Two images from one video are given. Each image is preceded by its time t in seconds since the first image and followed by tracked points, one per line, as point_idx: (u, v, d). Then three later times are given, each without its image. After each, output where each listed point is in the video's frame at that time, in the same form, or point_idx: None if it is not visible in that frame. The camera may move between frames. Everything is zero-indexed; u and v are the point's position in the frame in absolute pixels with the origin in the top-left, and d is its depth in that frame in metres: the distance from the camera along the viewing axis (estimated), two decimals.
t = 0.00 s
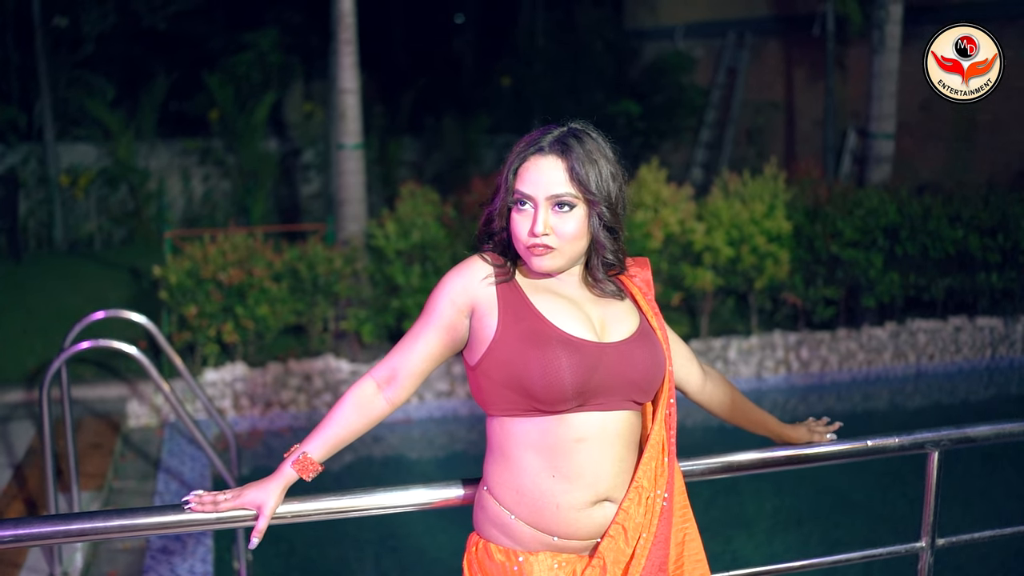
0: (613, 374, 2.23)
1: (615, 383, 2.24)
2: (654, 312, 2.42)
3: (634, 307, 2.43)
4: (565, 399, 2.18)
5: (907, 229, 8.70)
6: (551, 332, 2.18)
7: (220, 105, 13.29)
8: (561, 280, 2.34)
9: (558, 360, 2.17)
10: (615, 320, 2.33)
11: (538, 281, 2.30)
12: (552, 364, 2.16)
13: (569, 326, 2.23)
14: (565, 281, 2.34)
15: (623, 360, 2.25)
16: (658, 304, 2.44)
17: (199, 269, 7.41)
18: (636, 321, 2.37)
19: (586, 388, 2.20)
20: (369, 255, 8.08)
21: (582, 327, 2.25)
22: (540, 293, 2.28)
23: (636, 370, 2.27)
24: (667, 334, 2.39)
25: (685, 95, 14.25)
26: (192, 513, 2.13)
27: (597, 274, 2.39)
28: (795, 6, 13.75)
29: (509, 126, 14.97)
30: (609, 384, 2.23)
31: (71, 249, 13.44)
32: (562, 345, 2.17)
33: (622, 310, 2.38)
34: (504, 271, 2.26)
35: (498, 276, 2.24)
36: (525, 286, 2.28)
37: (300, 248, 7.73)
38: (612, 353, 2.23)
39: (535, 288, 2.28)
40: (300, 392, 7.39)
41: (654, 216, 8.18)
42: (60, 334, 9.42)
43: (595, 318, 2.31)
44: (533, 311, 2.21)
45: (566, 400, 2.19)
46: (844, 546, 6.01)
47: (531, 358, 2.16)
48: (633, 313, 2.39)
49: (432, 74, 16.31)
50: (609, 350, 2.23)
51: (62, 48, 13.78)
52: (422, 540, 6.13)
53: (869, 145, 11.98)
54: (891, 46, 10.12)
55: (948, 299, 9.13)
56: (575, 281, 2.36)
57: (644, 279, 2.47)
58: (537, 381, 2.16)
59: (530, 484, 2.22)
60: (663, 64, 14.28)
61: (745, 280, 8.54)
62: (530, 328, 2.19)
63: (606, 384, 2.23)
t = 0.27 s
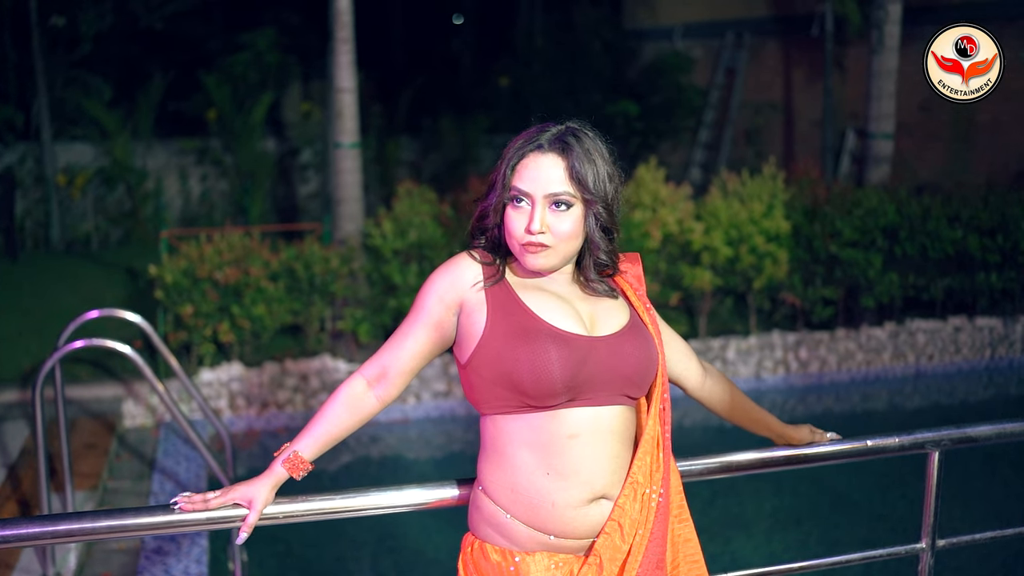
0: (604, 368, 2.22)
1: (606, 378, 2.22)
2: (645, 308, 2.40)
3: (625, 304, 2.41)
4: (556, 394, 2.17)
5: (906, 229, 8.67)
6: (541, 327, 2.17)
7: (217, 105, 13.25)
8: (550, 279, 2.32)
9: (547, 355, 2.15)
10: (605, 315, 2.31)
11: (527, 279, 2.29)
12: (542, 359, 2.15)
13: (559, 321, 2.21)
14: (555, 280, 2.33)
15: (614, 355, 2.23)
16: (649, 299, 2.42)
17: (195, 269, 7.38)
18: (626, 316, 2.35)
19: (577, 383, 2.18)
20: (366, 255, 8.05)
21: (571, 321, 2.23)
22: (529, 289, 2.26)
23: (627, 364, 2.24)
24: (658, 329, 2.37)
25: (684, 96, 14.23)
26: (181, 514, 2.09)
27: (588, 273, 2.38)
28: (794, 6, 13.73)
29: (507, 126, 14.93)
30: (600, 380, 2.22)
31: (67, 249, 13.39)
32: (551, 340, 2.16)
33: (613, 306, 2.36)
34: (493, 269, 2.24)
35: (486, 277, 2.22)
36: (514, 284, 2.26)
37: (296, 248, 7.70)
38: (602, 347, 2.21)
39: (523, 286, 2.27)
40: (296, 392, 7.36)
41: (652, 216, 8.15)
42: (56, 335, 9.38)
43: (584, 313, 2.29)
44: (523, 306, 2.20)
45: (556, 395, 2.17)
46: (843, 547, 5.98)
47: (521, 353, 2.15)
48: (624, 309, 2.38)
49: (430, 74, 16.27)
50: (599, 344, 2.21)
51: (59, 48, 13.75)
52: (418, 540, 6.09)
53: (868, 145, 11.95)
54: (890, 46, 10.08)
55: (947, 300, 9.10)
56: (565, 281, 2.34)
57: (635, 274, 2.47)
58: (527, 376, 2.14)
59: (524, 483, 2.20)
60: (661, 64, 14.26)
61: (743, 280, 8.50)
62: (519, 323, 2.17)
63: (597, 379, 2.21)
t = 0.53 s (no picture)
0: (598, 370, 2.20)
1: (600, 380, 2.20)
2: (643, 308, 2.37)
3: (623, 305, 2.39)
4: (549, 395, 2.15)
5: (906, 230, 8.65)
6: (534, 329, 2.16)
7: (216, 105, 13.22)
8: (546, 282, 2.30)
9: (540, 357, 2.14)
10: (599, 316, 2.29)
11: (521, 283, 2.27)
12: (535, 361, 2.14)
13: (552, 324, 2.20)
14: (550, 283, 2.30)
15: (608, 357, 2.21)
16: (647, 298, 2.40)
17: (192, 269, 7.36)
18: (622, 316, 2.33)
19: (570, 384, 2.17)
20: (364, 255, 8.04)
21: (565, 324, 2.22)
22: (524, 292, 2.25)
23: (621, 366, 2.22)
24: (656, 329, 2.34)
25: (683, 96, 14.22)
26: (178, 516, 2.07)
27: (584, 276, 2.35)
28: (793, 6, 13.71)
29: (506, 126, 14.92)
30: (595, 382, 2.20)
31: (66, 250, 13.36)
32: (545, 342, 2.15)
33: (609, 307, 2.34)
34: (489, 272, 2.23)
35: (481, 281, 2.21)
36: (508, 287, 2.25)
37: (295, 248, 7.68)
38: (595, 348, 2.20)
39: (517, 288, 2.26)
40: (295, 392, 7.34)
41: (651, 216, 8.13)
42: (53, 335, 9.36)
43: (578, 315, 2.27)
44: (517, 309, 2.19)
45: (549, 397, 2.16)
46: (843, 549, 5.96)
47: (514, 356, 2.14)
48: (621, 309, 2.35)
49: (429, 74, 16.25)
50: (592, 346, 2.20)
51: (57, 48, 13.73)
52: (417, 542, 6.07)
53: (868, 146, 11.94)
54: (890, 46, 10.06)
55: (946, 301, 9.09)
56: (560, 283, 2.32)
57: (635, 272, 2.45)
58: (520, 378, 2.13)
59: (520, 483, 2.19)
60: (661, 65, 14.24)
61: (743, 280, 8.47)
62: (513, 326, 2.16)
63: (592, 381, 2.19)
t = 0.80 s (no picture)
0: (593, 369, 2.17)
1: (596, 379, 2.18)
2: (644, 305, 2.33)
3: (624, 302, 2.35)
4: (543, 394, 2.14)
5: (906, 230, 8.64)
6: (528, 328, 2.15)
7: (215, 104, 13.20)
8: (545, 282, 2.28)
9: (534, 356, 2.13)
10: (595, 315, 2.26)
11: (516, 283, 2.27)
12: (528, 360, 2.13)
13: (547, 323, 2.19)
14: (546, 282, 2.29)
15: (605, 357, 2.18)
16: (650, 294, 2.36)
17: (191, 268, 7.35)
18: (621, 313, 2.30)
19: (565, 383, 2.15)
20: (363, 255, 8.03)
21: (560, 324, 2.20)
22: (519, 293, 2.25)
23: (617, 365, 2.19)
24: (657, 326, 2.30)
25: (682, 96, 14.23)
26: (177, 515, 2.05)
27: (584, 277, 2.33)
28: (793, 6, 13.70)
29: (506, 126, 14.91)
30: (591, 381, 2.17)
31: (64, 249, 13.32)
32: (539, 341, 2.14)
33: (608, 305, 2.31)
34: (485, 274, 2.24)
35: (476, 283, 2.22)
36: (504, 287, 2.25)
37: (294, 247, 7.67)
38: (591, 347, 2.18)
39: (513, 289, 2.25)
40: (294, 392, 7.32)
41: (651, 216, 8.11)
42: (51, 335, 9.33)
43: (573, 314, 2.25)
44: (511, 309, 2.19)
45: (544, 395, 2.14)
46: (844, 549, 5.94)
47: (507, 355, 2.13)
48: (620, 307, 2.32)
49: (429, 74, 16.24)
50: (588, 344, 2.18)
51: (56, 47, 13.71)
52: (417, 542, 6.05)
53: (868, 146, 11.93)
54: (890, 46, 10.04)
55: (947, 301, 9.08)
56: (558, 283, 2.30)
57: (640, 266, 2.41)
58: (513, 377, 2.12)
59: (517, 481, 2.17)
60: (661, 65, 14.24)
61: (743, 280, 8.46)
62: (507, 325, 2.16)
63: (587, 380, 2.17)
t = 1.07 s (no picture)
0: (589, 372, 2.16)
1: (592, 382, 2.16)
2: (644, 308, 2.31)
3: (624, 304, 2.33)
4: (537, 397, 2.13)
5: (906, 231, 8.64)
6: (523, 331, 2.14)
7: (215, 105, 13.19)
8: (545, 284, 2.27)
9: (528, 358, 2.12)
10: (592, 317, 2.24)
11: (514, 284, 2.26)
12: (522, 362, 2.12)
13: (544, 326, 2.18)
14: (544, 283, 2.28)
15: (602, 360, 2.17)
16: (651, 296, 2.33)
17: (191, 269, 7.34)
18: (620, 316, 2.28)
19: (560, 386, 2.14)
20: (363, 256, 8.02)
21: (557, 327, 2.19)
22: (517, 296, 2.24)
23: (613, 368, 2.17)
24: (657, 329, 2.27)
25: (682, 97, 14.25)
26: (177, 518, 2.03)
27: (587, 279, 2.31)
28: (793, 7, 13.69)
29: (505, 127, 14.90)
30: (587, 384, 2.16)
31: (64, 250, 13.30)
32: (534, 343, 2.13)
33: (608, 307, 2.29)
34: (484, 275, 2.23)
35: (475, 285, 2.22)
36: (502, 290, 2.24)
37: (294, 248, 7.66)
38: (587, 350, 2.16)
39: (511, 291, 2.24)
40: (294, 394, 7.31)
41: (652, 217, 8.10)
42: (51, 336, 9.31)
43: (570, 316, 2.24)
44: (507, 312, 2.18)
45: (539, 398, 2.13)
46: (844, 551, 5.93)
47: (502, 357, 2.12)
48: (619, 309, 2.30)
49: (428, 75, 16.23)
50: (583, 347, 2.16)
51: (56, 47, 13.69)
52: (417, 544, 6.04)
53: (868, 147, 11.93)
54: (891, 47, 10.02)
55: (947, 302, 9.08)
56: (557, 283, 2.29)
57: (644, 267, 2.38)
58: (508, 379, 2.11)
59: (515, 485, 2.16)
60: (660, 66, 14.24)
61: (743, 281, 8.45)
62: (502, 327, 2.15)
63: (583, 383, 2.15)
